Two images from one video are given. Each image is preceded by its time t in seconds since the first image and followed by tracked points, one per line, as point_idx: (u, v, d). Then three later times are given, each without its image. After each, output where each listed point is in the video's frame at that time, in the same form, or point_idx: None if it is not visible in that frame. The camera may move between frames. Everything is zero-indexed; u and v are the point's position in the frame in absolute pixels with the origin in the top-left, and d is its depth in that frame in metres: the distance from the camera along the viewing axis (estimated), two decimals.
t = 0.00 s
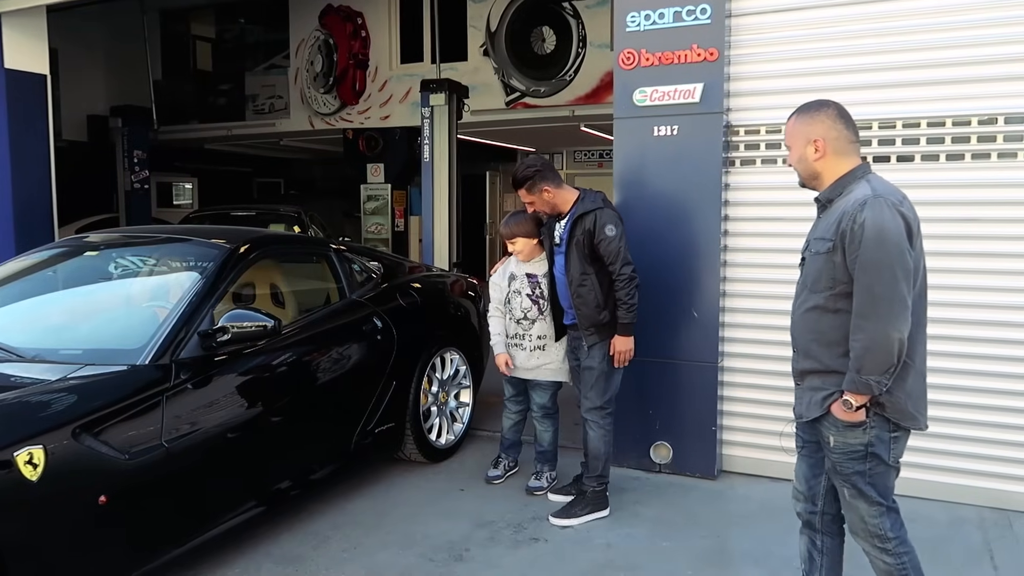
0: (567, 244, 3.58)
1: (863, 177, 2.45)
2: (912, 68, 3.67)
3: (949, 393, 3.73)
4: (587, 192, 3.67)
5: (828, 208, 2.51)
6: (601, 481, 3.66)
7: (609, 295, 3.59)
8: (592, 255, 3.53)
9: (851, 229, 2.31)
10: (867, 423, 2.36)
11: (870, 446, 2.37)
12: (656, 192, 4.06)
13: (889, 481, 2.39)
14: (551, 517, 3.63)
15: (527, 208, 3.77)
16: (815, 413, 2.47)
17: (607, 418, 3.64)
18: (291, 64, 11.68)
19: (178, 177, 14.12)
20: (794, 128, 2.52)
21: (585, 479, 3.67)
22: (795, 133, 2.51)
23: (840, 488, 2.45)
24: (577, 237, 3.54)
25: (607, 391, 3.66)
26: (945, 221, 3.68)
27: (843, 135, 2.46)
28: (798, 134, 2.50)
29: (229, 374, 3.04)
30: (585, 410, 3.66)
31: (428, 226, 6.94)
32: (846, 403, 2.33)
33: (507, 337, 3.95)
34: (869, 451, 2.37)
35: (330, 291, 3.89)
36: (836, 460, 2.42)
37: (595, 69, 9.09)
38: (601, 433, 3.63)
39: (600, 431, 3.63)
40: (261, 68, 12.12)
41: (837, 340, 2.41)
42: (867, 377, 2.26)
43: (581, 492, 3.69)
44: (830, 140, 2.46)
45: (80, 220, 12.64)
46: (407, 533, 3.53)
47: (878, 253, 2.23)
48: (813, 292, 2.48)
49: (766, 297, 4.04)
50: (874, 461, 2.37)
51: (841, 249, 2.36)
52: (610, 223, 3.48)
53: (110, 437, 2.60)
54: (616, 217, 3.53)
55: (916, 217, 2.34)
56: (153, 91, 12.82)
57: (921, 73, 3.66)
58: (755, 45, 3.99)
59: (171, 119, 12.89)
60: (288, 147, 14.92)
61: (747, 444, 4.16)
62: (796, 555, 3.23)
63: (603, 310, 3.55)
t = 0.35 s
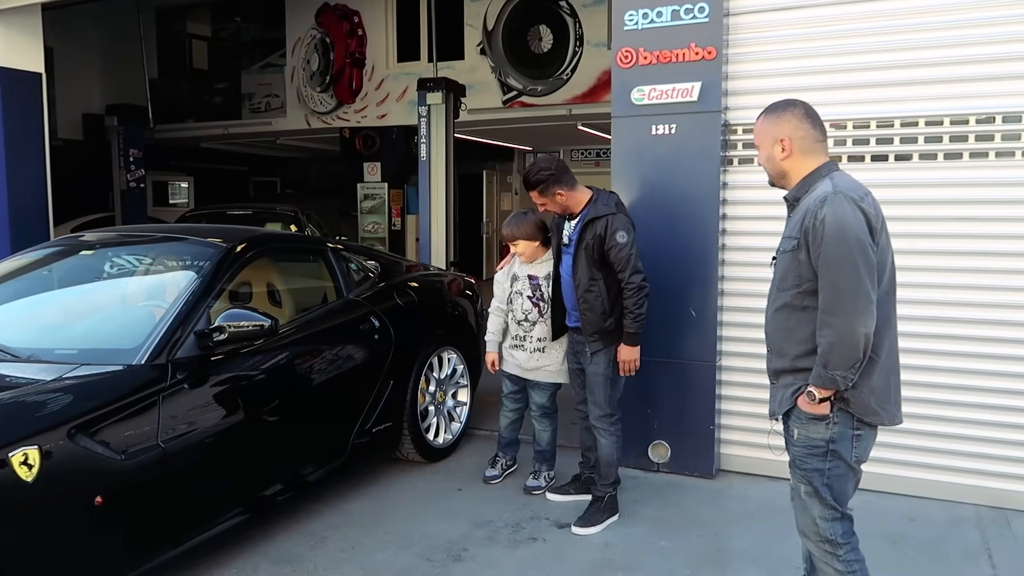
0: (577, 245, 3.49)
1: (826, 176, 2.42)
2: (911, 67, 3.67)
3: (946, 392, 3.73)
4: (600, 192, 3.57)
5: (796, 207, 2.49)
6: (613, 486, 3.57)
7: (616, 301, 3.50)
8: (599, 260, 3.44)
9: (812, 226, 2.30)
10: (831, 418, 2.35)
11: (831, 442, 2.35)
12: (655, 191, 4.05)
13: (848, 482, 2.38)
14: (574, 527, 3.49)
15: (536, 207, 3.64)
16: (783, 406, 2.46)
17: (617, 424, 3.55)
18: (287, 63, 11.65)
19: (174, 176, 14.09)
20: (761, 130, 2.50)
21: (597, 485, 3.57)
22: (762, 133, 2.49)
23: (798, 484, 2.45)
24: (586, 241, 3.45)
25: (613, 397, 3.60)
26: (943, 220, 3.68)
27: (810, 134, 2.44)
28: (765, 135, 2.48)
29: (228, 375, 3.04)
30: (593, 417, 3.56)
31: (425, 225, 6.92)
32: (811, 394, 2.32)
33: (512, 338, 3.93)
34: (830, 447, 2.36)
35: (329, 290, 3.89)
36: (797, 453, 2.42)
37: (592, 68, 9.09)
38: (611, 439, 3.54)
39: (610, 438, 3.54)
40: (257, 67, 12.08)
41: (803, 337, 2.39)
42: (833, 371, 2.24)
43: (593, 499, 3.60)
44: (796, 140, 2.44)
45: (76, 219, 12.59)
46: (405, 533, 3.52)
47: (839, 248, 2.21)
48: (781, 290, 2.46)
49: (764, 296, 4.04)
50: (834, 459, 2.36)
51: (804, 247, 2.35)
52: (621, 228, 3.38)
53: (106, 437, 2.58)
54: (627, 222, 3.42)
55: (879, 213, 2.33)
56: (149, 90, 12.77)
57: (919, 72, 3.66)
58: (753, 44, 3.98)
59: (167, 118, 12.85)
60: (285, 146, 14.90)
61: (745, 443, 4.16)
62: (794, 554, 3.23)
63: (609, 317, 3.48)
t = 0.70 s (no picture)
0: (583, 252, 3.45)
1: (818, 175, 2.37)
2: (911, 65, 3.66)
3: (946, 391, 3.72)
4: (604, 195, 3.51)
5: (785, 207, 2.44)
6: (613, 486, 3.57)
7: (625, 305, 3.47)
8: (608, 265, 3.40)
9: (787, 230, 2.26)
10: (801, 425, 2.32)
11: (801, 450, 2.33)
12: (656, 190, 4.05)
13: (820, 494, 2.33)
14: (575, 527, 3.49)
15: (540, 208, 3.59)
16: (761, 411, 2.45)
17: (620, 425, 3.54)
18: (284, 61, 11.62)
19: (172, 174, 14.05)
20: (752, 130, 2.45)
21: (597, 486, 3.57)
22: (754, 134, 2.44)
23: (771, 490, 2.44)
24: (593, 246, 3.41)
25: (618, 399, 3.56)
26: (943, 219, 3.67)
27: (801, 133, 2.39)
28: (756, 135, 2.44)
29: (226, 375, 3.03)
30: (595, 420, 3.55)
31: (423, 224, 6.91)
32: (779, 400, 2.30)
33: (513, 336, 3.89)
34: (799, 455, 2.33)
35: (328, 289, 3.88)
36: (770, 459, 2.41)
37: (590, 67, 9.08)
38: (614, 441, 3.53)
39: (612, 440, 3.53)
40: (255, 65, 12.04)
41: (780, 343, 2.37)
42: (800, 380, 2.21)
43: (593, 499, 3.60)
44: (788, 139, 2.39)
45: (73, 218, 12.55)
46: (405, 533, 3.51)
47: (810, 255, 2.17)
48: (764, 292, 2.45)
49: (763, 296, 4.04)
50: (803, 468, 2.33)
51: (781, 250, 2.32)
52: (627, 231, 3.34)
53: (103, 437, 2.56)
54: (634, 226, 3.37)
55: (860, 218, 2.25)
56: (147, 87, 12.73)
57: (919, 70, 3.65)
58: (753, 42, 3.97)
59: (164, 116, 12.81)
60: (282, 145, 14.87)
61: (745, 442, 4.15)
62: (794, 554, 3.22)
63: (618, 324, 3.44)
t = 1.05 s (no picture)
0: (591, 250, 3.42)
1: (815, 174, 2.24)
2: (916, 65, 3.64)
3: (950, 393, 3.71)
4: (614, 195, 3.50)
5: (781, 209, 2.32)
6: (616, 487, 3.54)
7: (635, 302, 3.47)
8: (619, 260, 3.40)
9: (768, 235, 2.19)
10: (785, 438, 2.27)
11: (786, 464, 2.27)
12: (659, 190, 4.03)
13: (810, 509, 2.26)
14: (576, 528, 3.48)
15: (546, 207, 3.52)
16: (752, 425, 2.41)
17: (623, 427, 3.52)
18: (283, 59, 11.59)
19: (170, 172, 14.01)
20: (748, 127, 2.33)
21: (599, 487, 3.55)
22: (750, 131, 2.32)
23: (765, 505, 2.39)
24: (603, 242, 3.39)
25: (619, 400, 3.54)
26: (947, 219, 3.66)
27: (801, 130, 2.27)
28: (753, 132, 2.32)
29: (227, 375, 3.00)
30: (599, 421, 3.52)
31: (423, 223, 6.88)
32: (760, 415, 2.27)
33: (511, 347, 3.67)
34: (785, 470, 2.28)
35: (328, 288, 3.85)
36: (761, 474, 2.37)
37: (591, 66, 9.05)
38: (617, 442, 3.51)
39: (615, 441, 3.50)
40: (254, 63, 12.00)
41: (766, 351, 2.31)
42: (768, 394, 2.17)
43: (596, 499, 3.58)
44: (786, 137, 2.27)
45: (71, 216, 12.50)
46: (406, 533, 3.49)
47: (783, 263, 2.09)
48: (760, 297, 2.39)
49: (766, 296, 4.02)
50: (790, 482, 2.27)
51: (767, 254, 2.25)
52: (640, 226, 3.35)
53: (103, 437, 2.54)
54: (647, 223, 3.39)
55: (848, 221, 2.10)
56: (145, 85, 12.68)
57: (924, 70, 3.63)
58: (757, 41, 3.95)
59: (163, 113, 12.76)
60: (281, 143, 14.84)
61: (747, 443, 4.14)
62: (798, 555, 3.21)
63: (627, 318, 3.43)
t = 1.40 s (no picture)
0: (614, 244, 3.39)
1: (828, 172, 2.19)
2: (925, 62, 3.61)
3: (959, 393, 3.68)
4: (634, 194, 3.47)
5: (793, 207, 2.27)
6: (624, 488, 3.51)
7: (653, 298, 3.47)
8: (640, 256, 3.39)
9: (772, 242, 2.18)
10: (804, 448, 2.23)
11: (806, 474, 2.24)
12: (665, 188, 3.99)
13: (831, 521, 2.21)
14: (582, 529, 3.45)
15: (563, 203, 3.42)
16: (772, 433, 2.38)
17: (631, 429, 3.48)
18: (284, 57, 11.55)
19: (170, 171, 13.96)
20: (755, 126, 2.27)
21: (607, 488, 3.52)
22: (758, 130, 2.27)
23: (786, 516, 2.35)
24: (629, 240, 3.38)
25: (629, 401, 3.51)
26: (957, 218, 3.63)
27: (811, 127, 2.20)
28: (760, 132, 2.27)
29: (231, 375, 2.97)
30: (607, 424, 3.48)
31: (425, 222, 6.84)
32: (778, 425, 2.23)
33: (514, 354, 3.54)
34: (804, 480, 2.24)
35: (331, 288, 3.82)
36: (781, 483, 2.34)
37: (593, 64, 9.01)
38: (625, 444, 3.48)
39: (622, 443, 3.47)
40: (254, 62, 11.96)
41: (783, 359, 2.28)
42: (776, 408, 2.16)
43: (604, 500, 3.55)
44: (795, 136, 2.21)
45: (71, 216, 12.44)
46: (412, 535, 3.45)
47: (785, 272, 2.08)
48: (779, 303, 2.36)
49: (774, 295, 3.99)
50: (810, 493, 2.23)
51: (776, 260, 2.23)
52: (666, 226, 3.35)
53: (106, 439, 2.51)
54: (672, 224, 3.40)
55: (855, 223, 2.05)
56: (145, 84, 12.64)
57: (934, 67, 3.60)
58: (765, 38, 3.92)
59: (163, 112, 12.72)
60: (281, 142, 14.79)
61: (754, 444, 4.10)
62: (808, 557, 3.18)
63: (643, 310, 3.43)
